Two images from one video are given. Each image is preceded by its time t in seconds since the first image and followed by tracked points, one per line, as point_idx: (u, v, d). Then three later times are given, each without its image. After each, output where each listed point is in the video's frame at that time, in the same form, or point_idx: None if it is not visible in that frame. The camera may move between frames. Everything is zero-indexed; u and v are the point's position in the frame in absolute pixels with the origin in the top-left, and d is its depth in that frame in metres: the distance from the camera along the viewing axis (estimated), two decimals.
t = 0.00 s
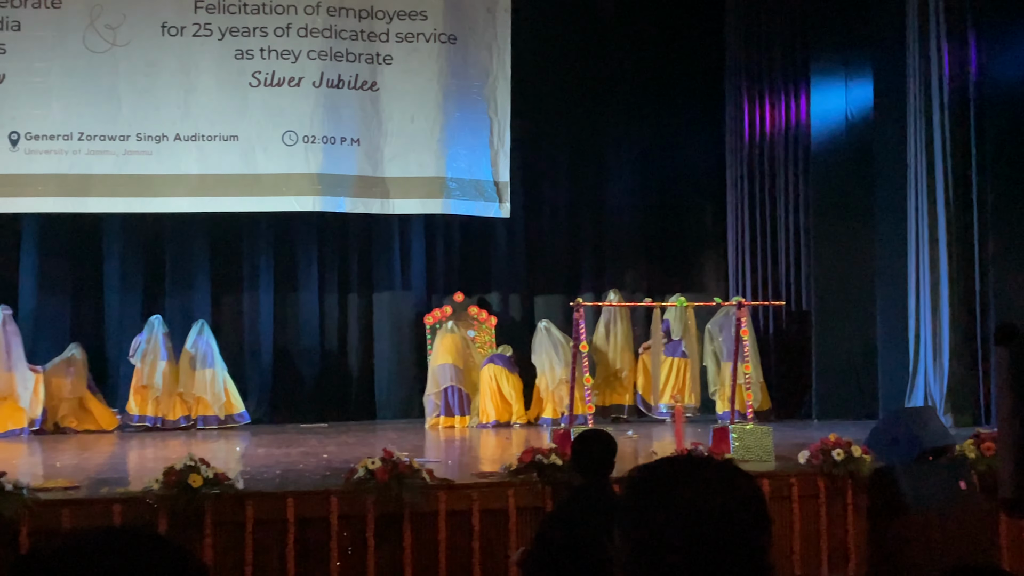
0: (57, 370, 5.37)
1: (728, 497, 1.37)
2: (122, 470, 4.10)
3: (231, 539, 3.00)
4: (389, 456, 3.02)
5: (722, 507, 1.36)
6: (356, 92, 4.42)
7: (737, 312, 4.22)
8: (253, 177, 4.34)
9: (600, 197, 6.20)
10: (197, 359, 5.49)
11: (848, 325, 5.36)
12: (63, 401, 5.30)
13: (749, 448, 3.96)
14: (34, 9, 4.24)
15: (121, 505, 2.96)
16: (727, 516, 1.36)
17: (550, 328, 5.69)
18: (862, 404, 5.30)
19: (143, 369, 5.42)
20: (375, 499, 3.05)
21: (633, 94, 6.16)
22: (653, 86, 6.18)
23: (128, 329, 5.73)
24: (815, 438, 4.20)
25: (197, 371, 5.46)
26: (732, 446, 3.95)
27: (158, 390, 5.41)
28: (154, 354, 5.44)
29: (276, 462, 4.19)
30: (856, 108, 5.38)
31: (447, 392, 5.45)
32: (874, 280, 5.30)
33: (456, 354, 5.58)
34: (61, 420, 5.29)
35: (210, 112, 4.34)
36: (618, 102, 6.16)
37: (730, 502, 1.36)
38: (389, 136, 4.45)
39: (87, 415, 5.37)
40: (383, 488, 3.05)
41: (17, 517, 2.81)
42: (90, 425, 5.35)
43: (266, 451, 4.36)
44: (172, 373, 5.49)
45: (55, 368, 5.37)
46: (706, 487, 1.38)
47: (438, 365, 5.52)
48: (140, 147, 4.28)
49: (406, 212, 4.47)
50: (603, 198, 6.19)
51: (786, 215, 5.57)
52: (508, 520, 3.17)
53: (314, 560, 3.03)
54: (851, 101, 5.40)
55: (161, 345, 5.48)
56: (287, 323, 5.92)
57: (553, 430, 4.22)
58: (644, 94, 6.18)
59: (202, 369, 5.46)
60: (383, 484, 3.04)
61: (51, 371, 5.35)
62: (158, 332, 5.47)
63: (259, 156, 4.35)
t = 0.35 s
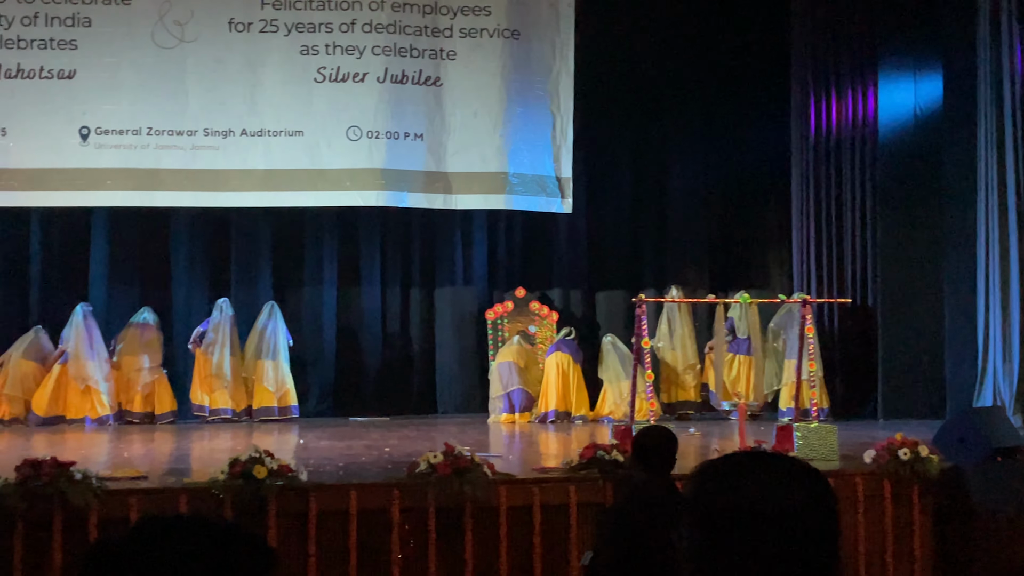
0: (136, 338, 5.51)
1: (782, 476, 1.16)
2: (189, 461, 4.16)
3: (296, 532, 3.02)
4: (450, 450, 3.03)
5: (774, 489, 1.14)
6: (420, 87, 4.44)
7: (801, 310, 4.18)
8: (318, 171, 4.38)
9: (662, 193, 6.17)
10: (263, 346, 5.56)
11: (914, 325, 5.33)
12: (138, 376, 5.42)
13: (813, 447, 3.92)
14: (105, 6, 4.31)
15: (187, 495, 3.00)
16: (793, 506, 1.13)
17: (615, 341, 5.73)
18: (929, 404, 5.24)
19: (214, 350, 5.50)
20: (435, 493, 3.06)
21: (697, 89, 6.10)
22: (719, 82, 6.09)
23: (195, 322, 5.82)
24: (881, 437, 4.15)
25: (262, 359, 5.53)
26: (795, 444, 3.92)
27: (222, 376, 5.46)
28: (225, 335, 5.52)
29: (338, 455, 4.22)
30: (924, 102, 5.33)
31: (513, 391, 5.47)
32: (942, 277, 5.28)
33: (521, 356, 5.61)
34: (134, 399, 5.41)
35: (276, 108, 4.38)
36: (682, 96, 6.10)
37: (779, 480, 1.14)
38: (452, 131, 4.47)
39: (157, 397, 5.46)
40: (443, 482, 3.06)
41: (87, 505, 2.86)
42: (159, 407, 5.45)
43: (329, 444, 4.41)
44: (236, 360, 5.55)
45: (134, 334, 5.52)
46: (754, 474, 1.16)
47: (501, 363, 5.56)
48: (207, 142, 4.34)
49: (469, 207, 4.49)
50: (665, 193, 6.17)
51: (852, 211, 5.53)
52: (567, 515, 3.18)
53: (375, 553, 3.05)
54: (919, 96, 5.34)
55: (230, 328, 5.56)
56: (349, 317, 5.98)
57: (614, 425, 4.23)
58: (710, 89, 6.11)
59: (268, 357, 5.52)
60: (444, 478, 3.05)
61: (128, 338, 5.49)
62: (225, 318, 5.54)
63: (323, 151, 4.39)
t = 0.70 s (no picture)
0: (213, 330, 5.73)
1: (870, 480, 1.39)
2: (265, 454, 4.23)
3: (371, 526, 3.08)
4: (519, 449, 3.04)
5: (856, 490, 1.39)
6: (492, 86, 4.46)
7: (876, 311, 4.14)
8: (390, 169, 4.42)
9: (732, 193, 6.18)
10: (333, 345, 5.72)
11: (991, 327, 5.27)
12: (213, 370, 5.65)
13: (890, 451, 3.88)
14: (183, 5, 4.37)
15: (261, 489, 3.08)
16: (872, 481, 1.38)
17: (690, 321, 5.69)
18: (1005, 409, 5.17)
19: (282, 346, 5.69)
20: (506, 491, 3.08)
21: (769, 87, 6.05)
22: (792, 80, 6.00)
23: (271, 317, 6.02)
24: (957, 441, 4.10)
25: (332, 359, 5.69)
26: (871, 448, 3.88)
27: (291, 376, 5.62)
28: (292, 331, 5.70)
29: (410, 451, 4.26)
30: (1005, 100, 5.27)
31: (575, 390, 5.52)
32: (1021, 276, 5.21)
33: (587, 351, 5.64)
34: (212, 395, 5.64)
35: (350, 106, 4.42)
36: (753, 94, 6.06)
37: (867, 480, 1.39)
38: (524, 130, 4.48)
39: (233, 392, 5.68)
40: (513, 481, 3.08)
41: (164, 497, 2.97)
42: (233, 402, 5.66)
43: (398, 440, 4.44)
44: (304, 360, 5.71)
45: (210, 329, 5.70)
46: (849, 483, 1.39)
47: (568, 359, 5.57)
48: (282, 140, 4.38)
49: (540, 205, 4.49)
50: (736, 193, 6.18)
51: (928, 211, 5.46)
52: (638, 516, 3.19)
53: (445, 548, 3.11)
54: (999, 94, 5.29)
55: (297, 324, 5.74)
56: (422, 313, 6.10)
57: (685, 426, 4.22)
58: (783, 86, 6.03)
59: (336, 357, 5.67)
60: (514, 477, 3.07)
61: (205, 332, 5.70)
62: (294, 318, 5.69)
63: (396, 149, 4.42)
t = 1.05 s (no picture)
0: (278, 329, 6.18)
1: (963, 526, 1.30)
2: (336, 450, 4.25)
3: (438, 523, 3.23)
4: (590, 448, 3.17)
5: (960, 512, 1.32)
6: (561, 84, 4.45)
7: (952, 312, 4.08)
8: (459, 168, 4.43)
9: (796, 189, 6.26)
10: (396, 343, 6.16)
11: None
12: (278, 368, 6.12)
13: (965, 453, 3.83)
14: (257, 4, 4.41)
15: (334, 483, 3.26)
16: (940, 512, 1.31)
17: (768, 303, 5.78)
18: None
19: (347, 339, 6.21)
20: (574, 487, 3.21)
21: (838, 85, 5.96)
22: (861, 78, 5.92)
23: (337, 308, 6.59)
24: None
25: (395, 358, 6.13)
26: (946, 449, 3.82)
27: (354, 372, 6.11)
28: (355, 326, 6.20)
29: (479, 448, 4.26)
30: None
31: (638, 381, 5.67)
32: None
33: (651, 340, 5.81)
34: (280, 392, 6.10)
35: (420, 104, 4.43)
36: (820, 93, 6.01)
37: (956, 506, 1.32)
38: (593, 128, 4.46)
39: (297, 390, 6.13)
40: (582, 478, 3.21)
41: (238, 489, 3.15)
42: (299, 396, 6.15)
43: (466, 437, 4.45)
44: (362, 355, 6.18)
45: (275, 327, 6.18)
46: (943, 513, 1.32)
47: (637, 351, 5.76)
48: (353, 138, 4.41)
49: (609, 204, 4.47)
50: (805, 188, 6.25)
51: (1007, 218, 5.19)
52: (709, 515, 3.25)
53: (512, 543, 3.23)
54: None
55: (361, 319, 6.25)
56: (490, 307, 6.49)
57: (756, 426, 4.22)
58: (853, 84, 5.94)
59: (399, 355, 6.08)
60: (583, 473, 3.20)
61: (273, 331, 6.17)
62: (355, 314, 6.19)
63: (466, 147, 4.43)
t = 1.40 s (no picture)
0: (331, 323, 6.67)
1: None
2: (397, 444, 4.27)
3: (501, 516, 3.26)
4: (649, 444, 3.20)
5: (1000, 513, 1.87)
6: (620, 79, 4.43)
7: (1019, 307, 3.99)
8: (518, 163, 4.43)
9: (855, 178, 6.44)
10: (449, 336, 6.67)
11: None
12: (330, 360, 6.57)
13: None
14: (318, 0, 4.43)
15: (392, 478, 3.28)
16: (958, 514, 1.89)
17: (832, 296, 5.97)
18: None
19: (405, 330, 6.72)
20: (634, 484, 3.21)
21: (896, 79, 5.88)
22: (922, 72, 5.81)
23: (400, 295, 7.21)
24: None
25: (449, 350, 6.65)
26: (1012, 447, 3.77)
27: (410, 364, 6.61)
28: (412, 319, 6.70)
29: (537, 443, 4.27)
30: None
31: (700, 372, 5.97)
32: None
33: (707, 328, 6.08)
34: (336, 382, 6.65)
35: (480, 100, 4.43)
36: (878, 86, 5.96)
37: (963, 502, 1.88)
38: (652, 123, 4.44)
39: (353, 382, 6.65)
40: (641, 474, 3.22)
41: (299, 482, 3.20)
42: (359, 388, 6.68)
43: (526, 432, 4.45)
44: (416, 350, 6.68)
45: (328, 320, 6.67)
46: None
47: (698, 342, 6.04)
48: (412, 134, 4.42)
49: (668, 199, 4.45)
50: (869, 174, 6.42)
51: None
52: (770, 511, 3.25)
53: (573, 538, 3.24)
54: None
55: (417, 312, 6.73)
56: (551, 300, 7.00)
57: (818, 423, 4.18)
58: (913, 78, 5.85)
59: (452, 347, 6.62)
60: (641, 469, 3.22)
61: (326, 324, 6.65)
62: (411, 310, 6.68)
63: (524, 143, 4.43)
